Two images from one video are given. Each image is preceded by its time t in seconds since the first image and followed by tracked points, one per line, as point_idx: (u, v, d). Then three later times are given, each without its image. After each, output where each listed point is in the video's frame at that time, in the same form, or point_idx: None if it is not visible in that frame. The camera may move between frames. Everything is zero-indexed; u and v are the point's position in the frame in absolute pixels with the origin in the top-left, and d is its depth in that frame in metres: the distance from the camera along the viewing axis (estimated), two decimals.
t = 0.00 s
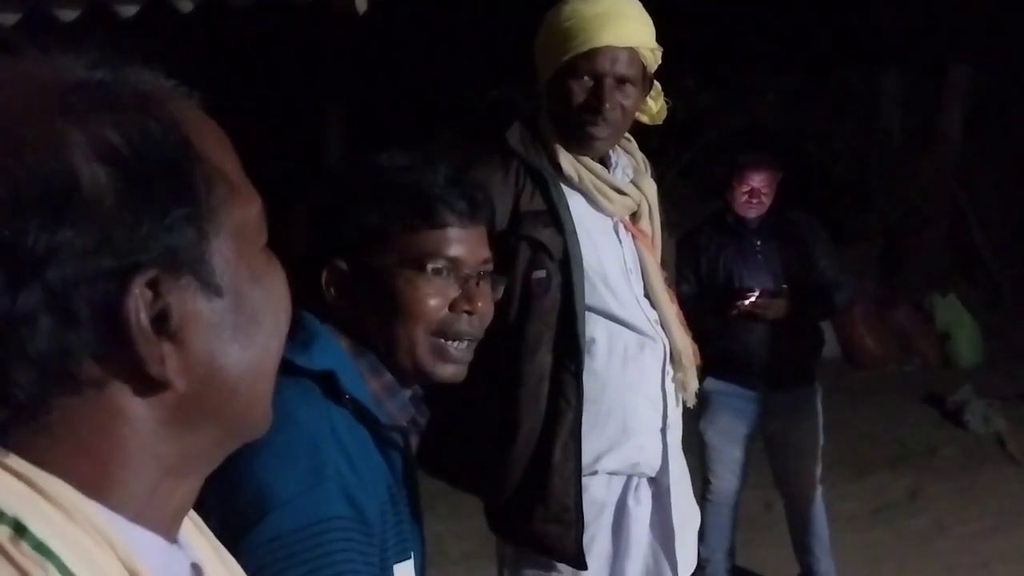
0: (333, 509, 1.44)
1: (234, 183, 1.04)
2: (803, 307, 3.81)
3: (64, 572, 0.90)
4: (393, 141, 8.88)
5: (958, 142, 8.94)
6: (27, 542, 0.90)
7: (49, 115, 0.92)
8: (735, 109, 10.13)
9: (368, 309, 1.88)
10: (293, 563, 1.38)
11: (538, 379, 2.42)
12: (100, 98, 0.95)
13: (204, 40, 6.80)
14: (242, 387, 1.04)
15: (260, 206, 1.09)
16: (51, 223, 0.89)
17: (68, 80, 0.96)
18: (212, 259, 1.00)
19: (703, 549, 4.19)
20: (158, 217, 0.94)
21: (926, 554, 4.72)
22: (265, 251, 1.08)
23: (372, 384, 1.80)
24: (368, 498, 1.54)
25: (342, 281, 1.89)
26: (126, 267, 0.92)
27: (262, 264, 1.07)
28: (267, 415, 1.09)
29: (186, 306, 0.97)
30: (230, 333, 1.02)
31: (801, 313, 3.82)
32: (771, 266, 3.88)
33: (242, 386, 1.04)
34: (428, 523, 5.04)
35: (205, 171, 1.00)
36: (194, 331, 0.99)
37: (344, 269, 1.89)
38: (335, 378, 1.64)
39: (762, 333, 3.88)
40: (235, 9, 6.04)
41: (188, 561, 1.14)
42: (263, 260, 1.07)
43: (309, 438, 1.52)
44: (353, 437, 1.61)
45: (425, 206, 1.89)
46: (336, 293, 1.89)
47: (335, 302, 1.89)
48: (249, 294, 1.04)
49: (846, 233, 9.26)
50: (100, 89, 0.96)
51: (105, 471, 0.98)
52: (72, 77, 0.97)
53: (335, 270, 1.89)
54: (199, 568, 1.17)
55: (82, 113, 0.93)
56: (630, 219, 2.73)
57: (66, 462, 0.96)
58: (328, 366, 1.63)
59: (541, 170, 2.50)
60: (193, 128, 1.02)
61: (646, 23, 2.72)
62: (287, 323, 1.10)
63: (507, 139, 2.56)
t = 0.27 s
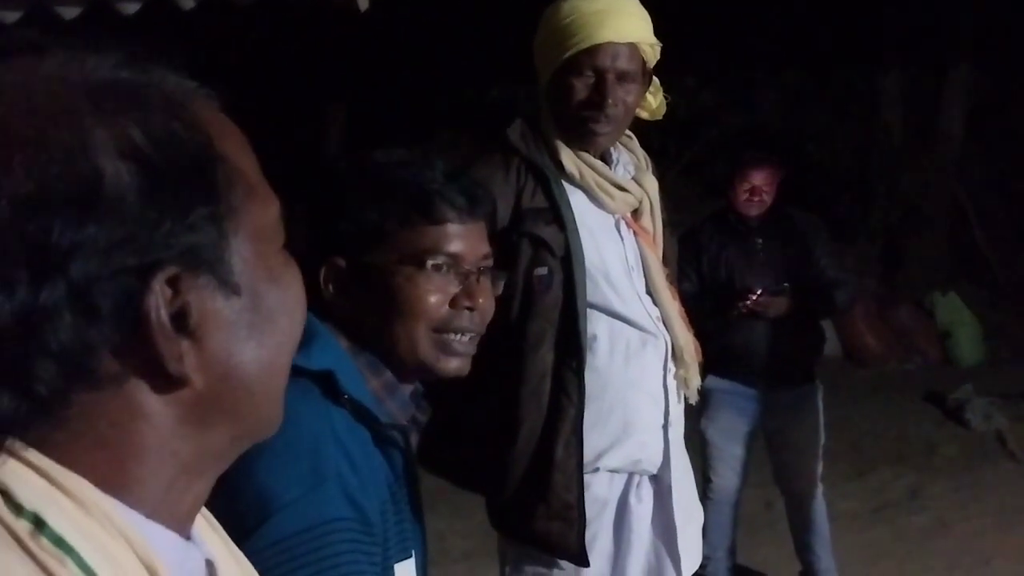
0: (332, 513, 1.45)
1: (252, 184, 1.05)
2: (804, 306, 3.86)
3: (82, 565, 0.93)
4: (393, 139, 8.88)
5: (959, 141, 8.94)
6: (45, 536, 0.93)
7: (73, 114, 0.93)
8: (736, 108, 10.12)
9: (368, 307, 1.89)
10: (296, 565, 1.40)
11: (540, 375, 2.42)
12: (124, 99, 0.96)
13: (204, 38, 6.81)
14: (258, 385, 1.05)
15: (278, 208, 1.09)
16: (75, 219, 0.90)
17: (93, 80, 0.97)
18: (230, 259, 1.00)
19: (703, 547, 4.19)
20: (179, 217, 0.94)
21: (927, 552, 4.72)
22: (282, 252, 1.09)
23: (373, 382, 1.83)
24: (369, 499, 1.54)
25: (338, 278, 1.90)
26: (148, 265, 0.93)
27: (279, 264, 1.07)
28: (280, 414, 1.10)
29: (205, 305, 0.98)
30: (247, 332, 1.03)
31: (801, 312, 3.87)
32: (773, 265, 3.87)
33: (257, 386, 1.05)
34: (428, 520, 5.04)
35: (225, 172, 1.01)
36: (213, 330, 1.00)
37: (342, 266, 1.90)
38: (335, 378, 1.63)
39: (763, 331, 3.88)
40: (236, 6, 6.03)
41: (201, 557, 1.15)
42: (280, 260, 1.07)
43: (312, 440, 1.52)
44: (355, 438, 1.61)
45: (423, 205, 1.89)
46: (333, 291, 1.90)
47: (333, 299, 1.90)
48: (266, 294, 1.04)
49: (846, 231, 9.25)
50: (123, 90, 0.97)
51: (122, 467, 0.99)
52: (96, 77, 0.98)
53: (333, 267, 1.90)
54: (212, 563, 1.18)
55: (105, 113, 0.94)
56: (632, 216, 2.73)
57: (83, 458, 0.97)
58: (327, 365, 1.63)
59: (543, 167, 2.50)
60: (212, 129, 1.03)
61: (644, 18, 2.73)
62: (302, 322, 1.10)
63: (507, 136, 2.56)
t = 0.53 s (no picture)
0: (322, 519, 1.42)
1: (263, 183, 1.02)
2: (810, 305, 3.83)
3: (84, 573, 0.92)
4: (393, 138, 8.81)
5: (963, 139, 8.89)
6: (46, 543, 0.92)
7: (79, 114, 0.92)
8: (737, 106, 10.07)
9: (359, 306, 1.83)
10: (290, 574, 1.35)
11: (541, 377, 2.37)
12: (131, 99, 0.95)
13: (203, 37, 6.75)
14: (266, 391, 1.02)
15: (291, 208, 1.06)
16: (83, 220, 0.89)
17: (100, 80, 0.96)
18: (238, 261, 0.98)
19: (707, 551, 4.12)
20: (187, 217, 0.93)
21: (935, 555, 4.66)
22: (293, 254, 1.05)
23: (365, 384, 1.76)
24: (363, 504, 1.49)
25: (330, 277, 1.85)
26: (154, 265, 0.91)
27: (290, 266, 1.04)
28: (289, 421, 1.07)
29: (212, 307, 0.96)
30: (255, 335, 1.00)
31: (807, 313, 3.85)
32: (777, 264, 3.81)
33: (267, 390, 1.02)
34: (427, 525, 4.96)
35: (234, 171, 0.98)
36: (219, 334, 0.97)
37: (333, 265, 1.85)
38: (324, 381, 1.60)
39: (767, 330, 3.83)
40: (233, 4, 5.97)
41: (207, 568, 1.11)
42: (291, 263, 1.04)
43: (305, 444, 1.49)
44: (347, 444, 1.56)
45: (416, 203, 1.84)
46: (323, 291, 1.85)
47: (323, 298, 1.85)
48: (275, 298, 1.01)
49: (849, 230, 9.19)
50: (132, 89, 0.96)
51: (126, 473, 0.97)
52: (104, 77, 0.97)
53: (322, 265, 1.85)
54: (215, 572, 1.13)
55: (113, 114, 0.93)
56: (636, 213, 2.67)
57: (86, 464, 0.95)
58: (317, 368, 1.59)
59: (544, 165, 2.44)
60: (222, 128, 1.00)
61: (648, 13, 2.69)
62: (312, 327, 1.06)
63: (508, 135, 2.51)
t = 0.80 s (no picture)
0: (325, 510, 1.52)
1: (275, 187, 1.09)
2: (798, 305, 3.97)
3: (107, 564, 0.97)
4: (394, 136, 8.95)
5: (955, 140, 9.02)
6: (70, 536, 0.97)
7: (99, 119, 0.99)
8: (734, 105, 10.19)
9: (360, 305, 1.95)
10: (295, 562, 1.47)
11: (541, 372, 2.50)
12: (149, 102, 1.02)
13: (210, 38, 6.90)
14: (276, 386, 1.09)
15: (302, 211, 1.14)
16: (100, 219, 0.96)
17: (114, 81, 1.03)
18: (251, 262, 1.04)
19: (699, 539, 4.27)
20: (205, 219, 1.00)
21: (919, 542, 4.83)
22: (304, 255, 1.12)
23: (368, 378, 1.89)
24: (365, 493, 1.62)
25: (336, 277, 1.97)
26: (172, 265, 0.99)
27: (302, 266, 1.11)
28: (296, 415, 1.13)
29: (229, 307, 1.02)
30: (267, 331, 1.07)
31: (795, 312, 3.98)
32: (768, 263, 3.94)
33: (279, 383, 1.09)
34: (429, 511, 5.13)
35: (249, 174, 1.05)
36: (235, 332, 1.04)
37: (339, 266, 1.98)
38: (330, 375, 1.73)
39: (758, 328, 3.97)
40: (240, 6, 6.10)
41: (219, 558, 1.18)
42: (302, 264, 1.11)
43: (307, 437, 1.60)
44: (349, 435, 1.68)
45: (422, 203, 2.00)
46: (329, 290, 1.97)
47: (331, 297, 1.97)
48: (287, 298, 1.08)
49: (842, 228, 9.34)
50: (149, 93, 1.03)
51: (144, 467, 1.03)
52: (119, 79, 1.03)
53: (330, 265, 1.97)
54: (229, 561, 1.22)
55: (131, 119, 0.99)
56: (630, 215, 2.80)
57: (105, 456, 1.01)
58: (324, 363, 1.73)
59: (544, 168, 2.58)
60: (237, 134, 1.07)
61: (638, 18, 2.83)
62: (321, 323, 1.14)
63: (510, 138, 2.64)
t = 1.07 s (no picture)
0: (327, 510, 1.46)
1: (273, 185, 1.03)
2: (802, 305, 3.92)
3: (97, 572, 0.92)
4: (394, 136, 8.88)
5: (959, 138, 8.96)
6: (59, 540, 0.92)
7: (95, 118, 0.92)
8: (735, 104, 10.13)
9: (358, 303, 1.91)
10: (290, 565, 1.41)
11: (542, 373, 2.45)
12: (147, 101, 0.96)
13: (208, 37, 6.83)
14: (274, 387, 1.03)
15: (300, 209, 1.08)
16: (100, 222, 0.89)
17: (109, 79, 0.97)
18: (250, 261, 0.99)
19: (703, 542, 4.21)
20: (205, 219, 0.94)
21: (926, 546, 4.76)
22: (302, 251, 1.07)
23: (366, 379, 1.83)
24: (364, 494, 1.56)
25: (333, 275, 1.92)
26: (172, 266, 0.92)
27: (300, 265, 1.05)
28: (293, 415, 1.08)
29: (226, 306, 0.97)
30: (266, 330, 1.01)
31: (800, 312, 3.93)
32: (773, 262, 3.89)
33: (275, 387, 1.03)
34: (428, 516, 5.06)
35: (250, 174, 1.00)
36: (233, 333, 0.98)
37: (336, 264, 1.93)
38: (329, 376, 1.68)
39: (762, 328, 3.92)
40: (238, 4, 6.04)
41: (211, 557, 1.13)
42: (300, 261, 1.06)
43: (306, 440, 1.54)
44: (349, 437, 1.63)
45: (421, 201, 1.93)
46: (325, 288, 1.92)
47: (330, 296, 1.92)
48: (286, 297, 1.03)
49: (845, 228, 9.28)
50: (146, 91, 0.97)
51: (141, 471, 0.97)
52: (114, 78, 0.97)
53: (328, 263, 1.92)
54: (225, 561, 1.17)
55: (130, 119, 0.93)
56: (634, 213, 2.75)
57: (104, 460, 0.95)
58: (322, 363, 1.67)
59: (545, 164, 2.52)
60: (234, 130, 1.01)
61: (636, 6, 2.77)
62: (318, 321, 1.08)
63: (509, 135, 2.59)
